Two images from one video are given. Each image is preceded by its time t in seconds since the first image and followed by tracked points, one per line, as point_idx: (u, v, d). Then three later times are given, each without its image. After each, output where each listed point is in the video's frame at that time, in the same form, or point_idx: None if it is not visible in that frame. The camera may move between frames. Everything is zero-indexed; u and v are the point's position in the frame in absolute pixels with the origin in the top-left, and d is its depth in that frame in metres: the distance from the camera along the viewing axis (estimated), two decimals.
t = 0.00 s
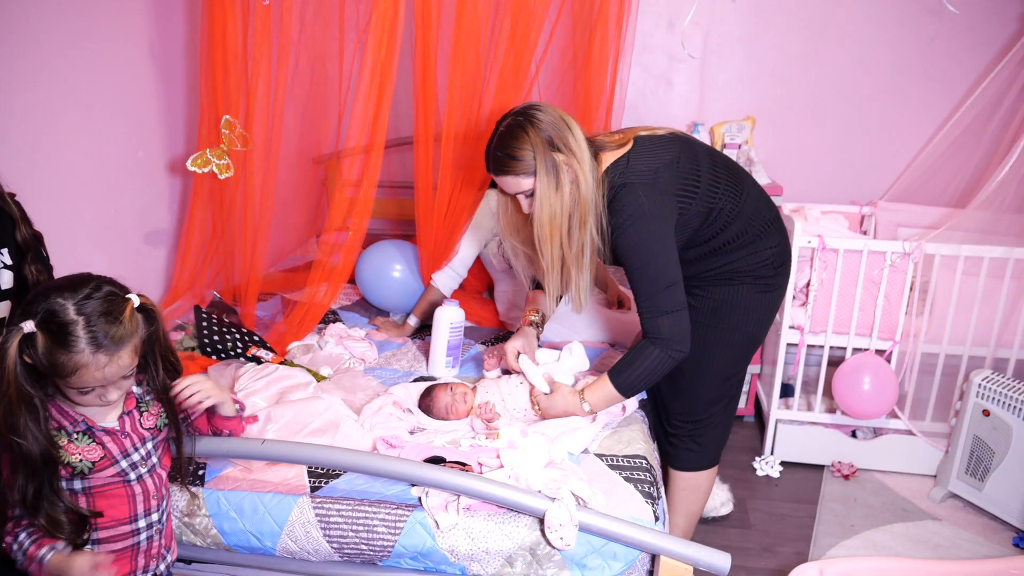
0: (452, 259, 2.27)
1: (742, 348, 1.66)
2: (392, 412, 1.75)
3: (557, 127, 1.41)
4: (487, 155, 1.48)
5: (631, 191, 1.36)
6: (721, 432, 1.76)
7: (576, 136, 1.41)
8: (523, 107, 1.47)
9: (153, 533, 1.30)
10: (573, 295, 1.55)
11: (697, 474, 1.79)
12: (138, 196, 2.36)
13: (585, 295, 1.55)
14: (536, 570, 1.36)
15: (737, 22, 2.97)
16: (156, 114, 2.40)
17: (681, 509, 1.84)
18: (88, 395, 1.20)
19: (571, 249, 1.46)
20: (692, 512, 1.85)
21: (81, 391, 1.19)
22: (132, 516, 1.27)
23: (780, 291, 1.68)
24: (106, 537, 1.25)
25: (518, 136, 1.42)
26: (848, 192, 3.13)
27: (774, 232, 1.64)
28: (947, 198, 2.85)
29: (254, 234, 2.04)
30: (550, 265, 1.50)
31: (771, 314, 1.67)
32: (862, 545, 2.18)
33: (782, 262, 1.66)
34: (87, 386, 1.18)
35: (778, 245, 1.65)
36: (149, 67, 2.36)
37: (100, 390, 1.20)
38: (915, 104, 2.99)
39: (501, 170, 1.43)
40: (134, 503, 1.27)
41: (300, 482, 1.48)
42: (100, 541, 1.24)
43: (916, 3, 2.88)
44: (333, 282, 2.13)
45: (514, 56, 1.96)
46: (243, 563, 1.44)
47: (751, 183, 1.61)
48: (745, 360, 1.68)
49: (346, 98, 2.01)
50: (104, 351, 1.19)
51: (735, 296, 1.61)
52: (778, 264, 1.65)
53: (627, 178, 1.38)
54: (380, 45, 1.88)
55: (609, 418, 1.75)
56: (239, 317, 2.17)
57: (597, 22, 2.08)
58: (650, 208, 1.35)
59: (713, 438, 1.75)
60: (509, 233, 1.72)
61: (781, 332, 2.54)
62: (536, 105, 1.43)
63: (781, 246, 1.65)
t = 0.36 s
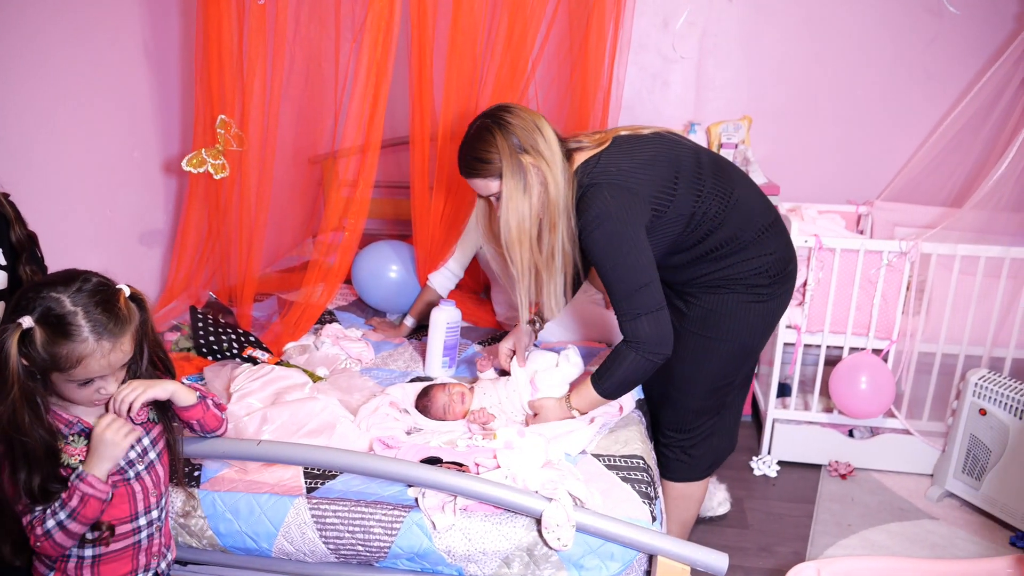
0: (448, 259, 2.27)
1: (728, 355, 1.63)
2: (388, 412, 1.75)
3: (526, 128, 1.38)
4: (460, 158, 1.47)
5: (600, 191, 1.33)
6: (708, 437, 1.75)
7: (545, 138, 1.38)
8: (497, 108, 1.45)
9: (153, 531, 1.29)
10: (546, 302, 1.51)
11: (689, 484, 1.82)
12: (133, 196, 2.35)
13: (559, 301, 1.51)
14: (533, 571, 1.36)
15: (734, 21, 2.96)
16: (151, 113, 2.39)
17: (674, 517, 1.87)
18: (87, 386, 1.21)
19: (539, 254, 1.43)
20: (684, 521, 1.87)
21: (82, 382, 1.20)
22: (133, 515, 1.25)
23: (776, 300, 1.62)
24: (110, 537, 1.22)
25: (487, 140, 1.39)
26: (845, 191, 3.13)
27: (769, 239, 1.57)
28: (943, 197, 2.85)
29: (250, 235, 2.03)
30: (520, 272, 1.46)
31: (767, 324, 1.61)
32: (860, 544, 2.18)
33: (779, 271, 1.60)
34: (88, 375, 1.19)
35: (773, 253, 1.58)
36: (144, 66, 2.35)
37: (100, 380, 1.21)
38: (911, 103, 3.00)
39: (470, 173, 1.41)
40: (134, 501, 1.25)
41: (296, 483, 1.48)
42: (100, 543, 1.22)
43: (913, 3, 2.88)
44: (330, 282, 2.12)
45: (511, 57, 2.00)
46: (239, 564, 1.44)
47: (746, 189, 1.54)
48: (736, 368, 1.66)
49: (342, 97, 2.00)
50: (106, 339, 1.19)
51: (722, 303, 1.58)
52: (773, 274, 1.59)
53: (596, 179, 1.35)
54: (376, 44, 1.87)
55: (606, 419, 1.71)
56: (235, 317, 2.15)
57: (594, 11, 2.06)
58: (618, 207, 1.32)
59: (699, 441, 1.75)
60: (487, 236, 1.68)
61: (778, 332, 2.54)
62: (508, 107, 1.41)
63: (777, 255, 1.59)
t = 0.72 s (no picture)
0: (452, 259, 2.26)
1: (719, 365, 1.59)
2: (391, 413, 1.74)
3: (511, 125, 1.39)
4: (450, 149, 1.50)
5: (579, 189, 1.32)
6: (699, 448, 1.72)
7: (529, 135, 1.39)
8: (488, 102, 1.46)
9: (148, 533, 1.28)
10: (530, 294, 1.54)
11: (682, 496, 1.78)
12: (135, 196, 2.35)
13: (542, 295, 1.54)
14: (536, 572, 1.36)
15: (737, 21, 2.95)
16: (153, 113, 2.39)
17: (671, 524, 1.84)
18: (81, 370, 1.19)
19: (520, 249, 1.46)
20: (683, 526, 1.83)
21: (75, 364, 1.18)
22: (127, 515, 1.25)
23: (772, 314, 1.56)
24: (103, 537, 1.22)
25: (473, 136, 1.42)
26: (848, 192, 3.12)
27: (766, 251, 1.52)
28: (946, 198, 2.84)
29: (252, 235, 2.03)
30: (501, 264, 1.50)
31: (763, 335, 1.57)
32: (862, 545, 2.17)
33: (777, 283, 1.54)
34: (79, 355, 1.17)
35: (771, 264, 1.52)
36: (146, 66, 2.35)
37: (93, 363, 1.19)
38: (915, 104, 2.99)
39: (457, 167, 1.45)
40: (130, 502, 1.25)
41: (298, 484, 1.48)
42: (94, 542, 1.21)
43: (917, 4, 2.87)
44: (332, 282, 2.12)
45: (515, 60, 2.01)
46: (241, 565, 1.43)
47: (743, 197, 1.49)
48: (733, 379, 1.62)
49: (344, 96, 1.99)
50: (96, 318, 1.19)
51: (713, 314, 1.54)
52: (770, 286, 1.53)
53: (577, 177, 1.34)
54: (378, 43, 1.87)
55: (609, 420, 1.74)
56: (237, 317, 2.15)
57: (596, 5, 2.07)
58: (596, 206, 1.31)
59: (690, 452, 1.73)
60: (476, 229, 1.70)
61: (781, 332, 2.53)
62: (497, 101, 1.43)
63: (775, 267, 1.53)
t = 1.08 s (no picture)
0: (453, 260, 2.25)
1: (716, 370, 1.58)
2: (392, 413, 1.74)
3: (508, 132, 1.42)
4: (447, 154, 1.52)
5: (567, 195, 1.33)
6: (697, 451, 1.71)
7: (526, 143, 1.41)
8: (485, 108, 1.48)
9: (144, 529, 1.26)
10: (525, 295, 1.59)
11: (680, 497, 1.79)
12: (136, 196, 2.35)
13: (537, 300, 1.60)
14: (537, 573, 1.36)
15: (738, 21, 2.95)
16: (155, 113, 2.39)
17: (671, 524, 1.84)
18: (66, 366, 1.19)
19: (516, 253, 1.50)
20: (682, 527, 1.84)
21: (59, 360, 1.18)
22: (117, 511, 1.24)
23: (771, 321, 1.54)
24: (93, 533, 1.22)
25: (471, 141, 1.44)
26: (849, 192, 3.12)
27: (764, 257, 1.49)
28: (947, 198, 2.84)
29: (253, 235, 2.03)
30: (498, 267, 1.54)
31: (762, 342, 1.55)
32: (863, 546, 2.17)
33: (775, 291, 1.52)
34: (63, 350, 1.18)
35: (769, 271, 1.50)
36: (146, 66, 2.35)
37: (77, 360, 1.19)
38: (917, 103, 2.99)
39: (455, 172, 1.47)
40: (117, 496, 1.24)
41: (299, 484, 1.48)
42: (88, 538, 1.21)
43: (918, 3, 2.87)
44: (333, 282, 2.12)
45: (515, 60, 2.01)
46: (243, 566, 1.43)
47: (741, 203, 1.46)
48: (731, 386, 1.60)
49: (345, 97, 2.00)
50: (82, 313, 1.19)
51: (709, 319, 1.53)
52: (768, 293, 1.51)
53: (566, 183, 1.35)
54: (379, 43, 1.87)
55: (610, 420, 1.74)
56: (238, 317, 2.15)
57: (597, 11, 2.08)
58: (583, 212, 1.31)
59: (688, 454, 1.73)
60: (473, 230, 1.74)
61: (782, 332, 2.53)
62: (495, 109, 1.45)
63: (774, 274, 1.50)
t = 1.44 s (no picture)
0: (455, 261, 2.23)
1: (721, 372, 1.58)
2: (395, 413, 1.74)
3: (506, 143, 1.41)
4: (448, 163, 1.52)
5: (566, 203, 1.32)
6: (702, 451, 1.71)
7: (524, 153, 1.40)
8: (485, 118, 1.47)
9: (151, 521, 1.27)
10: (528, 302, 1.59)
11: (687, 497, 1.78)
12: (139, 196, 2.35)
13: (539, 308, 1.60)
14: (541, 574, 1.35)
15: (742, 20, 2.95)
16: (158, 113, 2.39)
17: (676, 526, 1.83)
18: (68, 366, 1.19)
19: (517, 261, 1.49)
20: (687, 529, 1.84)
21: (61, 360, 1.18)
22: (122, 504, 1.23)
23: (776, 321, 1.53)
24: (100, 528, 1.22)
25: (470, 151, 1.43)
26: (853, 191, 3.11)
27: (767, 257, 1.48)
28: (952, 198, 2.83)
29: (255, 234, 2.03)
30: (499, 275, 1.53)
31: (767, 342, 1.54)
32: (868, 547, 2.16)
33: (780, 290, 1.51)
34: (64, 349, 1.17)
35: (773, 270, 1.49)
36: (149, 66, 2.35)
37: (79, 360, 1.19)
38: (921, 103, 2.98)
39: (456, 183, 1.47)
40: (122, 489, 1.23)
41: (302, 484, 1.48)
42: (94, 534, 1.21)
43: (923, 3, 2.86)
44: (335, 282, 2.11)
45: (519, 60, 2.01)
46: (246, 565, 1.43)
47: (742, 204, 1.46)
48: (736, 386, 1.60)
49: (347, 97, 2.01)
50: (82, 313, 1.20)
51: (715, 320, 1.53)
52: (772, 293, 1.50)
53: (564, 192, 1.35)
54: (381, 44, 1.86)
55: (614, 420, 1.73)
56: (241, 317, 2.15)
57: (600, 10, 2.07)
58: (582, 220, 1.31)
59: (694, 454, 1.72)
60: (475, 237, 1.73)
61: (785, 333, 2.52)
62: (493, 119, 1.44)
63: (778, 274, 1.50)
